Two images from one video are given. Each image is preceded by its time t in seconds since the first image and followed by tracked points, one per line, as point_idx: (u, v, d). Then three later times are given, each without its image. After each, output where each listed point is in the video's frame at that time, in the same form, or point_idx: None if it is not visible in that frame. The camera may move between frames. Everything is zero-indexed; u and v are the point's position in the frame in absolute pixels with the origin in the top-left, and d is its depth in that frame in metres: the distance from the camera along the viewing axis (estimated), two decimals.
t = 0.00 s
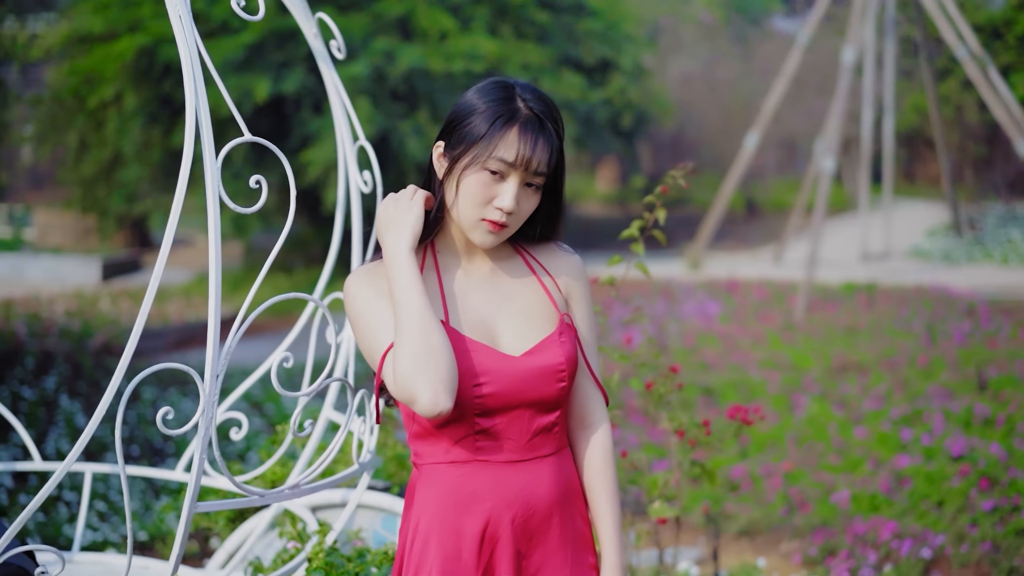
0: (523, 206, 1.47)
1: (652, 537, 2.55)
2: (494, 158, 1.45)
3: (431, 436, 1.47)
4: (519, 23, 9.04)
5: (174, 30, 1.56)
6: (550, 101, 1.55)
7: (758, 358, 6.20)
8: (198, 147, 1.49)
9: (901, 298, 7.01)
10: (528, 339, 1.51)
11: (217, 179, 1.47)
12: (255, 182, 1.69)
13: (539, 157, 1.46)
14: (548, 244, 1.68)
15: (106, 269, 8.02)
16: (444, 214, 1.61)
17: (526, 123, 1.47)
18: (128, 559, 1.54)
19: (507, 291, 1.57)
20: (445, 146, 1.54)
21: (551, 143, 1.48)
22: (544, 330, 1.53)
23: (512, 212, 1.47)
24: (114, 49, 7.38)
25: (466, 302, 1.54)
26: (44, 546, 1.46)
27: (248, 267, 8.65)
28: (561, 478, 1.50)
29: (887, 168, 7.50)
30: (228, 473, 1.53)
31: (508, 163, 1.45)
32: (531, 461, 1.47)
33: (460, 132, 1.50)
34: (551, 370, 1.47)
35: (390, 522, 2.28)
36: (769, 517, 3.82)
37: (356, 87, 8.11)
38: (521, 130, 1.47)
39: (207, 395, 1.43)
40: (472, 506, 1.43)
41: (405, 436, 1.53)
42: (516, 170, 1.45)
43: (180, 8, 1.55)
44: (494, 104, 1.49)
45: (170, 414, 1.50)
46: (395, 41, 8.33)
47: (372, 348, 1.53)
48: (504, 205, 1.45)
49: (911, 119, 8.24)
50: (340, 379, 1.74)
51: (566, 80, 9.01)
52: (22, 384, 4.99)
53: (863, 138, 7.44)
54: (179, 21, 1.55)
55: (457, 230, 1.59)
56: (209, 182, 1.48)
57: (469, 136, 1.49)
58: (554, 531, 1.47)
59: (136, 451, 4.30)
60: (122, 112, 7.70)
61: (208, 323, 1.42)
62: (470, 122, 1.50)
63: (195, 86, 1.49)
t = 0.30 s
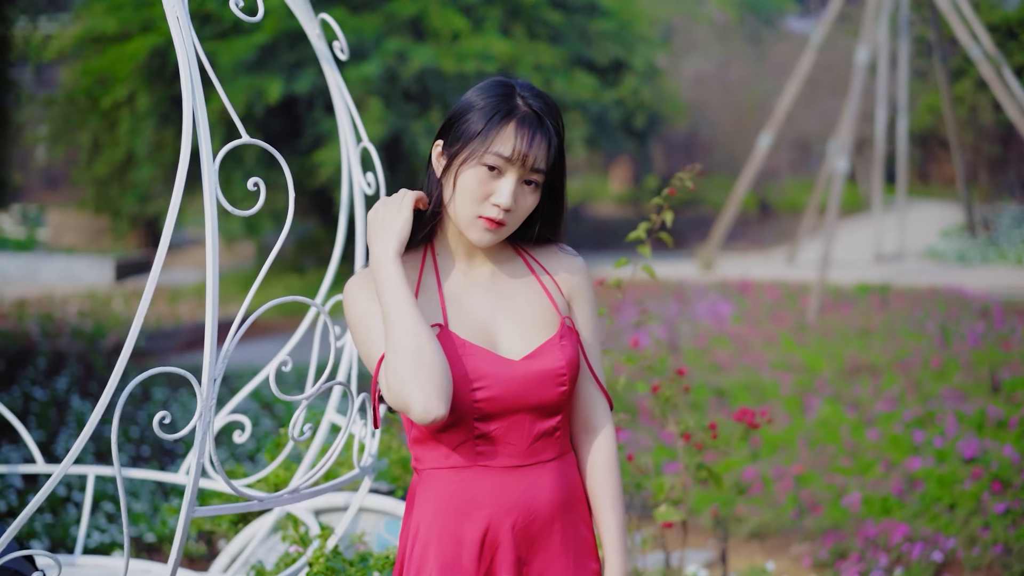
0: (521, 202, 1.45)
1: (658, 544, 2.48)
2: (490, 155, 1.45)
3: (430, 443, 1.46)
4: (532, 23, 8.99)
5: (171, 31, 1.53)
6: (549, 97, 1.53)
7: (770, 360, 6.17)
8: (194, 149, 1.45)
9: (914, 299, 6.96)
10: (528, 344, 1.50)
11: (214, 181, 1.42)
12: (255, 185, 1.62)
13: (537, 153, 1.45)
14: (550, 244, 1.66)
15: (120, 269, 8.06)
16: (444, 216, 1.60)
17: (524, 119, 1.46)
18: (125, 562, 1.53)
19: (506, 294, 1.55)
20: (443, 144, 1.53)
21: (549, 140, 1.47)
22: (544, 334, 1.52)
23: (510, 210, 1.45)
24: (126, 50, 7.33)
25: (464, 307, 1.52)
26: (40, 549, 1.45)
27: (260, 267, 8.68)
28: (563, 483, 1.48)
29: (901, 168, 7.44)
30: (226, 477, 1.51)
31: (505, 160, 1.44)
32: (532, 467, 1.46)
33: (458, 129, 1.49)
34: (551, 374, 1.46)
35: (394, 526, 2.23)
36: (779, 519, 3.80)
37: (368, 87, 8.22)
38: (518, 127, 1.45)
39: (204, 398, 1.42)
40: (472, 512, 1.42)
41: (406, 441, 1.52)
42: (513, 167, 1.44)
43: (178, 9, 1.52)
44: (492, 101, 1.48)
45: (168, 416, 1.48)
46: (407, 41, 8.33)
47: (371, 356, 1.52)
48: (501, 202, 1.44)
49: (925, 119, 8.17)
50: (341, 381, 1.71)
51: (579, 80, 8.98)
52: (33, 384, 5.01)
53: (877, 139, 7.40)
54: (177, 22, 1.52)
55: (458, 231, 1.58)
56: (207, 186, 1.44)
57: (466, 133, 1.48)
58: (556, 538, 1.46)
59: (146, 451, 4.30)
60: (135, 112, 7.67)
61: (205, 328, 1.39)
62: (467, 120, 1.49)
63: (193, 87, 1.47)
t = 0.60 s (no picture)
0: (520, 203, 1.44)
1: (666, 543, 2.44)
2: (488, 154, 1.43)
3: (430, 447, 1.46)
4: (545, 23, 9.05)
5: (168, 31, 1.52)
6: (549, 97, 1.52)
7: (782, 361, 6.13)
8: (191, 151, 1.44)
9: (929, 300, 6.91)
10: (528, 347, 1.48)
11: (212, 183, 1.43)
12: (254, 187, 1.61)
13: (536, 153, 1.44)
14: (551, 247, 1.64)
15: (132, 269, 8.10)
16: (443, 217, 1.58)
17: (523, 118, 1.45)
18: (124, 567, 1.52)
19: (503, 296, 1.53)
20: (441, 145, 1.52)
21: (548, 140, 1.46)
22: (544, 338, 1.50)
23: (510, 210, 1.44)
24: (139, 50, 7.39)
25: (459, 310, 1.50)
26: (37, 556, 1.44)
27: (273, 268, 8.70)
28: (565, 488, 1.48)
29: (915, 168, 7.38)
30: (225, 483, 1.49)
31: (504, 159, 1.43)
32: (533, 472, 1.45)
33: (456, 128, 1.48)
34: (552, 378, 1.44)
35: (397, 529, 2.23)
36: (791, 522, 3.77)
37: (380, 87, 8.20)
38: (517, 126, 1.44)
39: (201, 404, 1.40)
40: (472, 518, 1.42)
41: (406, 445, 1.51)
42: (513, 166, 1.43)
43: (174, 9, 1.51)
44: (491, 100, 1.47)
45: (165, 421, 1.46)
46: (420, 41, 8.34)
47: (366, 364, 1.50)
48: (500, 201, 1.42)
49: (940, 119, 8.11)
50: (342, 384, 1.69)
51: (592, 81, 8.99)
52: (45, 384, 5.04)
53: (890, 138, 7.35)
54: (174, 22, 1.51)
55: (457, 233, 1.56)
56: (205, 189, 1.44)
57: (465, 133, 1.46)
58: (557, 544, 1.45)
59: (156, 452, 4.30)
60: (147, 112, 7.71)
61: (203, 332, 1.38)
62: (466, 120, 1.47)
63: (189, 85, 1.45)
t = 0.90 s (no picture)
0: (518, 200, 1.43)
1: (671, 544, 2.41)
2: (484, 152, 1.42)
3: (429, 450, 1.48)
4: (558, 21, 9.40)
5: (165, 28, 1.52)
6: (546, 93, 1.51)
7: (796, 362, 6.08)
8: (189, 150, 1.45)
9: (943, 301, 6.86)
10: (525, 347, 1.50)
11: (208, 182, 1.44)
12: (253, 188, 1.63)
13: (532, 148, 1.43)
14: (551, 247, 1.66)
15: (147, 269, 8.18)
16: (440, 215, 1.60)
17: (519, 114, 1.44)
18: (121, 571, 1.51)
19: (500, 297, 1.54)
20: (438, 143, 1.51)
21: (544, 135, 1.45)
22: (542, 338, 1.51)
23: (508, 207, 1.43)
24: (153, 50, 7.64)
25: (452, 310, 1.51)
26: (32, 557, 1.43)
27: (286, 268, 8.73)
28: (565, 491, 1.49)
29: (930, 168, 7.33)
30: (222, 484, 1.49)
31: (500, 156, 1.42)
32: (531, 474, 1.47)
33: (453, 126, 1.47)
34: (550, 380, 1.46)
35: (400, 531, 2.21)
36: (802, 524, 3.75)
37: (394, 87, 8.16)
38: (513, 123, 1.43)
39: (196, 405, 1.40)
40: (469, 521, 1.44)
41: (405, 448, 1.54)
42: (509, 162, 1.42)
43: (171, 6, 1.51)
44: (488, 96, 1.46)
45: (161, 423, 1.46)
46: (433, 41, 8.34)
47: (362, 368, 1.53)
48: (497, 198, 1.41)
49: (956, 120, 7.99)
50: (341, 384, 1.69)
51: (606, 81, 9.56)
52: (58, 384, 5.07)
53: (904, 138, 7.31)
54: (170, 19, 1.51)
55: (456, 233, 1.57)
56: (200, 189, 1.45)
57: (461, 130, 1.45)
58: (556, 546, 1.47)
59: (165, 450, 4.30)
60: (161, 112, 7.78)
61: (199, 332, 1.38)
62: (462, 117, 1.46)
63: (184, 83, 1.45)
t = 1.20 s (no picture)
0: (514, 197, 1.41)
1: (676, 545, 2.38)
2: (479, 147, 1.40)
3: (425, 450, 1.44)
4: (570, 23, 9.17)
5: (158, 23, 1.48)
6: (543, 90, 1.49)
7: (807, 362, 6.05)
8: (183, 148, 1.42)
9: (956, 301, 6.81)
10: (522, 346, 1.45)
11: (202, 181, 1.40)
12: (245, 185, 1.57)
13: (528, 144, 1.41)
14: (549, 244, 1.61)
15: (158, 269, 8.27)
16: (436, 212, 1.55)
17: (515, 110, 1.42)
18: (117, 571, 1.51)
19: (495, 296, 1.49)
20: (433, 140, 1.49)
21: (541, 131, 1.43)
22: (539, 337, 1.46)
23: (504, 205, 1.41)
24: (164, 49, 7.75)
25: (446, 311, 1.45)
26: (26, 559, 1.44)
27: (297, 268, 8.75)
28: (565, 493, 1.45)
29: (943, 168, 7.27)
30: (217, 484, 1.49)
31: (495, 151, 1.40)
32: (530, 476, 1.42)
33: (448, 122, 1.45)
34: (547, 379, 1.41)
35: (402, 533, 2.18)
36: (813, 525, 3.72)
37: (404, 87, 8.15)
38: (509, 118, 1.41)
39: (191, 407, 1.39)
40: (466, 524, 1.39)
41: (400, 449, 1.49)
42: (505, 158, 1.40)
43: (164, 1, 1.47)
44: (483, 92, 1.44)
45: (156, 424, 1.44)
46: (444, 40, 8.32)
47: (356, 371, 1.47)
48: (493, 194, 1.39)
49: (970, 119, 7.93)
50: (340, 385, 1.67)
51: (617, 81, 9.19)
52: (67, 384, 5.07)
53: (917, 137, 7.27)
54: (164, 15, 1.47)
55: (453, 230, 1.53)
56: (195, 187, 1.42)
57: (456, 126, 1.43)
58: (556, 550, 1.42)
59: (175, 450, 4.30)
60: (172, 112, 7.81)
61: (194, 334, 1.37)
62: (457, 113, 1.44)
63: (180, 80, 1.44)
